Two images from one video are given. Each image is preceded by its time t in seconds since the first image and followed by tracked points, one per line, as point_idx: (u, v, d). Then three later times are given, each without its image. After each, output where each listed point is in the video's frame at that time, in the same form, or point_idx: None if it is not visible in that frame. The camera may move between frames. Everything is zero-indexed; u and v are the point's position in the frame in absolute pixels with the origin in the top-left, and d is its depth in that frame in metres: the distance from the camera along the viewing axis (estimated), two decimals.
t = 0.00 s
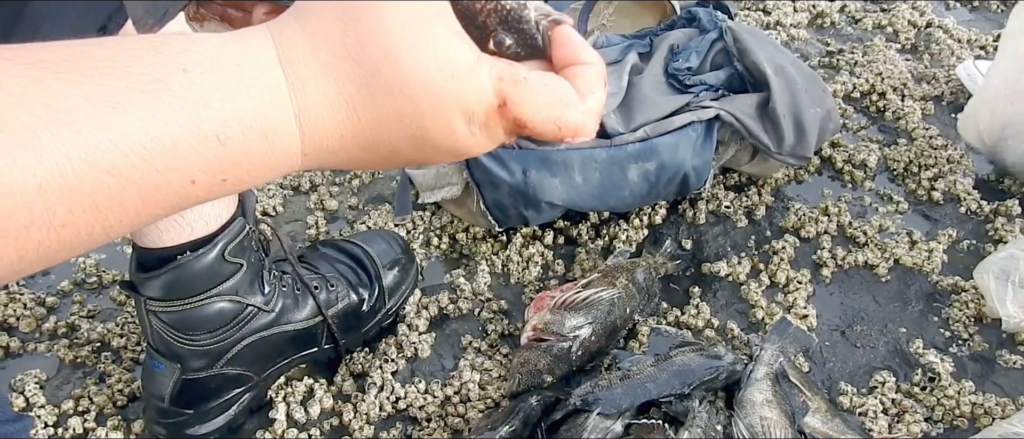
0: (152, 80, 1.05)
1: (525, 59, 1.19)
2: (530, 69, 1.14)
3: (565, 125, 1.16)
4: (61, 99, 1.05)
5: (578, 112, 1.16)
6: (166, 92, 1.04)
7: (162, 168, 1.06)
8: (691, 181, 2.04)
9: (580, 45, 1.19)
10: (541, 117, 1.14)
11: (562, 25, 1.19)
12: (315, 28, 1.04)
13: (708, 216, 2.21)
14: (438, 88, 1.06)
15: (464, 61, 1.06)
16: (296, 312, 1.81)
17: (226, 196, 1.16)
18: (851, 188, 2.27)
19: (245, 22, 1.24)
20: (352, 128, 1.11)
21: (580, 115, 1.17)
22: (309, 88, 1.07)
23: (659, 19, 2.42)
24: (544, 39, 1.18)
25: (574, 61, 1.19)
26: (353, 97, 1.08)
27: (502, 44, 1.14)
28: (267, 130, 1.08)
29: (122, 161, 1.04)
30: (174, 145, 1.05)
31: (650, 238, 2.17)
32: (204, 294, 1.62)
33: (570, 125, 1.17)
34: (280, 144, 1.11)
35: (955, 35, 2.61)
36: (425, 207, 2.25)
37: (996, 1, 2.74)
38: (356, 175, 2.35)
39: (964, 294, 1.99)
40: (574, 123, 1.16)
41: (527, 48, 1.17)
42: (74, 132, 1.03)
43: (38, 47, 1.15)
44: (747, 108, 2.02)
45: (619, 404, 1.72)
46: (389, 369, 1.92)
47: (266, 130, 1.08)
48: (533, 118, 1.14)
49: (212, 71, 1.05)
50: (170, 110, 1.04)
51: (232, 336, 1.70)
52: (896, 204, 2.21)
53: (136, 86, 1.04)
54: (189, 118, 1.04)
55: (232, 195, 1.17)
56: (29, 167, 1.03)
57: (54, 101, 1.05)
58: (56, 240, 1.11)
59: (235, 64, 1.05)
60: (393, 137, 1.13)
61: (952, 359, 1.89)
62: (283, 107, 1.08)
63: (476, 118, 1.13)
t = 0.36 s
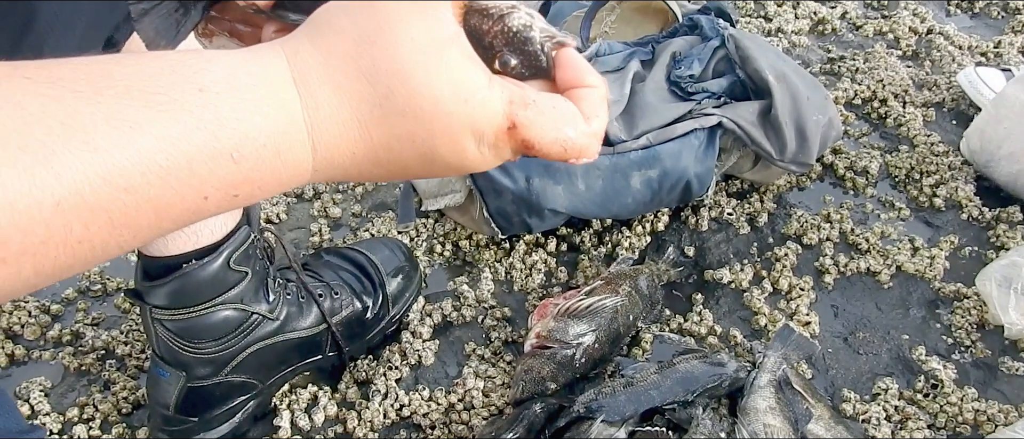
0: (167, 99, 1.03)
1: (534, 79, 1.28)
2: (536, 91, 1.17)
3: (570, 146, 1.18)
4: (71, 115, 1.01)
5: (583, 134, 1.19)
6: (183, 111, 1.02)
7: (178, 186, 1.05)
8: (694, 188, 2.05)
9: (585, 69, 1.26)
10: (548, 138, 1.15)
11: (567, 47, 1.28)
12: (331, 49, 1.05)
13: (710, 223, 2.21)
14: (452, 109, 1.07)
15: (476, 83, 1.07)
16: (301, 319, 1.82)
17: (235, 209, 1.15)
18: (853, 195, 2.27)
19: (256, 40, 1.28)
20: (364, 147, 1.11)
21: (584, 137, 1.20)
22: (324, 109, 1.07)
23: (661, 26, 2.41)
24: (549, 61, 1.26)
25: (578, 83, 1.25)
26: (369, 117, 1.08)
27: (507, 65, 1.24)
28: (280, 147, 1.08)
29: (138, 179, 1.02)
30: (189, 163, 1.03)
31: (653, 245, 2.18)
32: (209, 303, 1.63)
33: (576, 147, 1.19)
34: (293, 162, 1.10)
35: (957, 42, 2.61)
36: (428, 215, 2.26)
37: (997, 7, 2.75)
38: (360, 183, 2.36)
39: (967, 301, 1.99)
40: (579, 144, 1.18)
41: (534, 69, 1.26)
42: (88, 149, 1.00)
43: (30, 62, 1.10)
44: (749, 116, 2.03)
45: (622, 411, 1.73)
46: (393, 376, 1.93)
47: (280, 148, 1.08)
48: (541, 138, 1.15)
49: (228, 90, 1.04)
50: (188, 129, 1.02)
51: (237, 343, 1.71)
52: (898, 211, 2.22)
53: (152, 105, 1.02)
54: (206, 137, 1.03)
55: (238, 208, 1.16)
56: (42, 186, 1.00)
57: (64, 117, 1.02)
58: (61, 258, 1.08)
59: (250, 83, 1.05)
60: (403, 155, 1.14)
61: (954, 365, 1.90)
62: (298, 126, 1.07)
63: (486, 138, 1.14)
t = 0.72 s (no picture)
0: (186, 118, 1.06)
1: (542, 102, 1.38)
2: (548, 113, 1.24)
3: (579, 168, 1.24)
4: (91, 133, 1.04)
5: (590, 158, 1.24)
6: (202, 130, 1.06)
7: (194, 202, 1.08)
8: (696, 195, 2.07)
9: (593, 94, 1.36)
10: (558, 161, 1.21)
11: (574, 72, 1.40)
12: (351, 70, 1.10)
13: (712, 231, 2.22)
14: (466, 129, 1.12)
15: (491, 104, 1.12)
16: (305, 326, 1.83)
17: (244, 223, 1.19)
18: (854, 202, 2.28)
19: (274, 51, 1.38)
20: (379, 164, 1.16)
21: (593, 160, 1.25)
22: (340, 128, 1.12)
23: (662, 34, 2.43)
24: (557, 84, 1.37)
25: (586, 107, 1.33)
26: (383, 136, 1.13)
27: (518, 85, 1.36)
28: (296, 165, 1.12)
29: (156, 196, 1.05)
30: (207, 180, 1.07)
31: (655, 252, 2.19)
32: (214, 310, 1.64)
33: (584, 169, 1.25)
34: (306, 178, 1.14)
35: (957, 49, 2.62)
36: (431, 221, 2.26)
37: (997, 14, 2.76)
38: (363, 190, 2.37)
39: (968, 308, 2.00)
40: (587, 167, 1.24)
41: (542, 91, 1.37)
42: (107, 168, 1.03)
43: (50, 80, 1.13)
44: (751, 125, 2.05)
45: (625, 418, 1.74)
46: (396, 383, 1.93)
47: (296, 165, 1.12)
48: (551, 161, 1.21)
49: (245, 109, 1.08)
50: (205, 147, 1.06)
51: (241, 350, 1.72)
52: (899, 218, 2.22)
53: (170, 124, 1.05)
54: (224, 155, 1.07)
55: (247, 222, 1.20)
56: (62, 203, 1.02)
57: (84, 135, 1.04)
58: (75, 275, 1.09)
59: (270, 103, 1.09)
60: (415, 171, 1.19)
61: (956, 372, 1.91)
62: (314, 144, 1.12)
63: (498, 158, 1.19)
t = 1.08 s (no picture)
0: (196, 131, 1.12)
1: (559, 110, 1.53)
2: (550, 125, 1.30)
3: (578, 176, 1.30)
4: (103, 146, 1.09)
5: (591, 167, 1.31)
6: (212, 142, 1.12)
7: (202, 212, 1.14)
8: (699, 201, 2.07)
9: (603, 108, 1.47)
10: (558, 168, 1.28)
11: (590, 85, 1.53)
12: (359, 81, 1.17)
13: (715, 236, 2.22)
14: (470, 137, 1.20)
15: (493, 113, 1.21)
16: (309, 332, 1.84)
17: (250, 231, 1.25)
18: (856, 208, 2.29)
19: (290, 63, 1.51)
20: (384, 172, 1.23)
21: (593, 169, 1.31)
22: (347, 139, 1.19)
23: (665, 41, 2.43)
24: (573, 95, 1.51)
25: (596, 119, 1.44)
26: (387, 145, 1.20)
27: (534, 97, 1.50)
28: (304, 175, 1.18)
29: (166, 207, 1.11)
30: (216, 191, 1.13)
31: (658, 258, 2.20)
32: (219, 316, 1.65)
33: (584, 178, 1.31)
34: (313, 189, 1.20)
35: (958, 56, 2.63)
36: (434, 227, 2.27)
37: (999, 21, 2.77)
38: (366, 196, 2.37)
39: (971, 314, 2.00)
40: (587, 176, 1.30)
41: (557, 102, 1.51)
42: (120, 180, 1.08)
43: (66, 91, 1.17)
44: (753, 131, 2.06)
45: (629, 424, 1.75)
46: (400, 389, 1.94)
47: (304, 175, 1.18)
48: (551, 168, 1.27)
49: (253, 122, 1.14)
50: (214, 159, 1.12)
51: (247, 357, 1.73)
52: (901, 224, 2.23)
53: (180, 136, 1.11)
54: (232, 166, 1.13)
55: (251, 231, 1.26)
56: (76, 214, 1.07)
57: (97, 148, 1.09)
58: (87, 281, 1.15)
59: (278, 115, 1.15)
60: (417, 178, 1.26)
61: (958, 378, 1.91)
62: (323, 154, 1.18)
63: (499, 164, 1.27)
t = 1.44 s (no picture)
0: (213, 143, 1.09)
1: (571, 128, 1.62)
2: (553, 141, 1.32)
3: (578, 193, 1.32)
4: (122, 155, 1.03)
5: (590, 183, 1.33)
6: (229, 155, 1.09)
7: (216, 222, 1.11)
8: (704, 207, 2.08)
9: (613, 123, 1.43)
10: (555, 183, 1.30)
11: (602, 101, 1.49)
12: (369, 94, 1.18)
13: (720, 243, 2.23)
14: (474, 151, 1.23)
15: (495, 128, 1.24)
16: (317, 339, 1.84)
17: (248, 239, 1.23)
18: (861, 214, 2.29)
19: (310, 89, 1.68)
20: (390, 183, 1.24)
21: (596, 185, 1.35)
22: (357, 151, 1.20)
23: (670, 48, 2.44)
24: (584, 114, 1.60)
25: (604, 135, 1.41)
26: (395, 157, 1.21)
27: (545, 118, 1.61)
28: (314, 187, 1.18)
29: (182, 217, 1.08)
30: (230, 202, 1.11)
31: (663, 264, 2.20)
32: (228, 323, 1.66)
33: (585, 194, 1.34)
34: (320, 199, 1.20)
35: (962, 62, 2.64)
36: (441, 234, 2.28)
37: (1003, 27, 2.77)
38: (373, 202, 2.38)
39: (976, 320, 2.01)
40: (587, 194, 1.33)
41: (569, 122, 1.61)
42: (139, 191, 1.04)
43: (67, 99, 1.09)
44: (759, 138, 2.06)
45: (635, 430, 1.74)
46: (407, 395, 1.94)
47: (312, 186, 1.17)
48: (553, 183, 1.30)
49: (268, 134, 1.13)
50: (232, 171, 1.09)
51: (255, 363, 1.73)
52: (906, 230, 2.23)
53: (196, 148, 1.08)
54: (247, 178, 1.11)
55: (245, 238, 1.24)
56: (96, 223, 1.01)
57: (115, 157, 1.03)
58: (88, 294, 1.08)
59: (291, 125, 1.14)
60: (421, 187, 1.27)
61: (964, 385, 1.91)
62: (332, 166, 1.18)
63: (501, 175, 1.29)
